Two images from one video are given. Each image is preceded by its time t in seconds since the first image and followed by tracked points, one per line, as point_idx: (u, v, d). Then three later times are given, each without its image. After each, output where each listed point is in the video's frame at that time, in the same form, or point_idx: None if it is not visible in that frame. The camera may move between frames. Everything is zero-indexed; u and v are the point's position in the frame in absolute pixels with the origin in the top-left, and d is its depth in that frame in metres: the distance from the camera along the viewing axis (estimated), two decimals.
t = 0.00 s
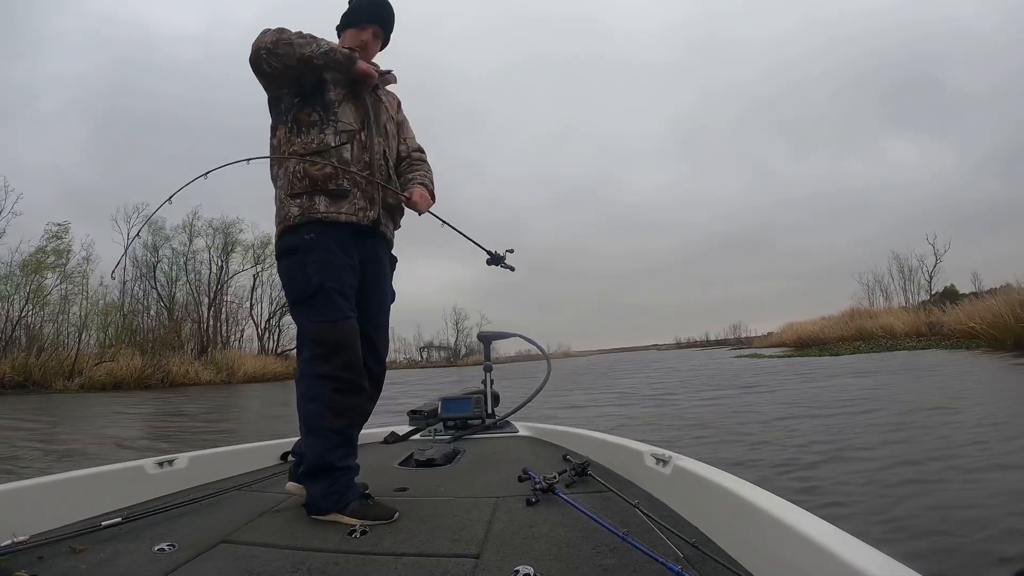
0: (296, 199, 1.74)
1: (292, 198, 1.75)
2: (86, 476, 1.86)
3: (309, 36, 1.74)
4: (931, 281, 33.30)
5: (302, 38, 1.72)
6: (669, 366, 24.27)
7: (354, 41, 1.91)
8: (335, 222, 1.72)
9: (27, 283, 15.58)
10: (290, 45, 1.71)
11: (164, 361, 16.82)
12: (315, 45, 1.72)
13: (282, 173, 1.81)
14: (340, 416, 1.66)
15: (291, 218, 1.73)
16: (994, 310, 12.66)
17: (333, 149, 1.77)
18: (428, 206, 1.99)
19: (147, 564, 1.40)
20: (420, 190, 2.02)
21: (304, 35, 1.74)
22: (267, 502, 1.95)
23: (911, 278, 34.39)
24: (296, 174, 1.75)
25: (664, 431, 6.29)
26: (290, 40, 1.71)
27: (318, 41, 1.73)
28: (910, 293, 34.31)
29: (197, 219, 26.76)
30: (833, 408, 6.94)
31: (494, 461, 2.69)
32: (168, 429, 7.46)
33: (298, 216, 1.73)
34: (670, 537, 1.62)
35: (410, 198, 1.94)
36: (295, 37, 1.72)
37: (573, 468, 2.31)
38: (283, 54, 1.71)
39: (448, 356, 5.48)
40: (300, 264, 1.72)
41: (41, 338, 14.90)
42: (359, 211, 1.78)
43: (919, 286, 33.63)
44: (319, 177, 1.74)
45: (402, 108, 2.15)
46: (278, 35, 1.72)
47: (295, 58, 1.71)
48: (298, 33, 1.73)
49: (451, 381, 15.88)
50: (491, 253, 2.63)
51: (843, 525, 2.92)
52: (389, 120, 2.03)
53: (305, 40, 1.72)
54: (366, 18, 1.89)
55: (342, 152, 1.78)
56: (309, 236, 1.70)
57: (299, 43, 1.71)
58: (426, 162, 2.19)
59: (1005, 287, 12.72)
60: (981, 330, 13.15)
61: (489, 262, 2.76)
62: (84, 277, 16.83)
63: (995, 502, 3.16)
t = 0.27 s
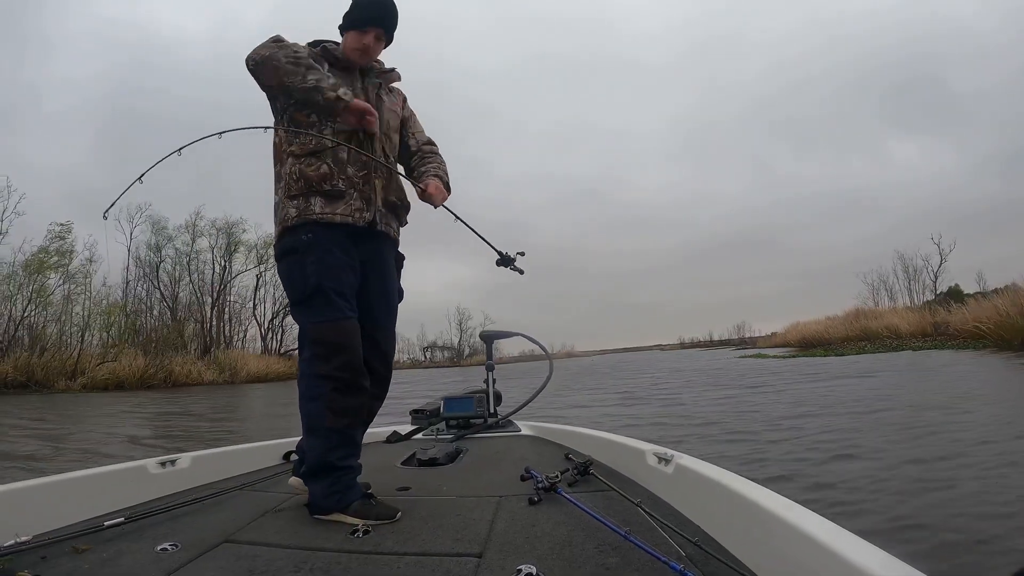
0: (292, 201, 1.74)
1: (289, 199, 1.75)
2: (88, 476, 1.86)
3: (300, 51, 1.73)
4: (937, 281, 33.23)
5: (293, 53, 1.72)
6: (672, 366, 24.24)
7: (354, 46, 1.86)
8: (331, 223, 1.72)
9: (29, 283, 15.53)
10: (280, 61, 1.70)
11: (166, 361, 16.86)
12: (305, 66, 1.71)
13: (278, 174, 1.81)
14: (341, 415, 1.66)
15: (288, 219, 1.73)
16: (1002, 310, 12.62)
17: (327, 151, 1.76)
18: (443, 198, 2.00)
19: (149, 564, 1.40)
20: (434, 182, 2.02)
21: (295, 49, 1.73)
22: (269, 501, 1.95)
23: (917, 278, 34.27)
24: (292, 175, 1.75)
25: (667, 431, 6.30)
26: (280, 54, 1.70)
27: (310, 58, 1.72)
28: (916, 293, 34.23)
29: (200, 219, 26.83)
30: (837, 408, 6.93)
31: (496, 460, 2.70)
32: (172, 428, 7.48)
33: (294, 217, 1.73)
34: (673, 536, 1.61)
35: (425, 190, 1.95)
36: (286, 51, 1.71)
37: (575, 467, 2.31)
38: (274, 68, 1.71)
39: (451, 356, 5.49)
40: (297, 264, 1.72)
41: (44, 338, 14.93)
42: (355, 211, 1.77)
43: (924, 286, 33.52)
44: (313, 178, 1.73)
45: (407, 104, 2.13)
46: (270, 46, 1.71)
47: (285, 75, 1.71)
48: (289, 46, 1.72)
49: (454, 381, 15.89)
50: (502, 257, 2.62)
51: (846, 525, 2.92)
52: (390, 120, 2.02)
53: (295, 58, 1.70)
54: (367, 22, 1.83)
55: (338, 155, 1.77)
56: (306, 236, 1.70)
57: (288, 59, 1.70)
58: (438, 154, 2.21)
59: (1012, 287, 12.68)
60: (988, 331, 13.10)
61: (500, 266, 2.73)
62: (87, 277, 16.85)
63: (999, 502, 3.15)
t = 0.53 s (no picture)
0: (292, 203, 1.76)
1: (289, 202, 1.77)
2: (90, 475, 1.86)
3: (293, 109, 1.66)
4: (942, 280, 33.14)
5: (288, 113, 1.66)
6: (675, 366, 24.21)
7: (356, 51, 1.89)
8: (330, 224, 1.73)
9: (32, 283, 15.70)
10: (274, 126, 1.66)
11: (168, 361, 16.92)
12: (299, 136, 1.64)
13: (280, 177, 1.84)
14: (343, 415, 1.66)
15: (288, 220, 1.75)
16: (1009, 310, 12.56)
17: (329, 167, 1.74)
18: (436, 194, 1.98)
19: (151, 564, 1.40)
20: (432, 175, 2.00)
21: (289, 106, 1.66)
22: (270, 501, 1.95)
23: (921, 278, 34.14)
24: (291, 179, 1.77)
25: (669, 431, 6.30)
26: (274, 118, 1.66)
27: (303, 119, 1.65)
28: (921, 293, 34.11)
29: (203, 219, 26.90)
30: (841, 408, 6.92)
31: (498, 460, 2.70)
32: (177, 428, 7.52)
33: (294, 220, 1.75)
34: (674, 536, 1.62)
35: (417, 183, 1.93)
36: (279, 112, 1.65)
37: (576, 466, 2.31)
38: (270, 131, 1.68)
39: (454, 357, 5.49)
40: (297, 265, 1.72)
41: (46, 338, 15.00)
42: (354, 212, 1.77)
43: (929, 285, 33.40)
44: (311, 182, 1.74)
45: (411, 101, 2.13)
46: (264, 101, 1.67)
47: (281, 142, 1.67)
48: (283, 103, 1.66)
49: (456, 381, 15.91)
50: (499, 232, 2.46)
51: (848, 525, 2.91)
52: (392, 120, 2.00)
53: (288, 123, 1.64)
54: (365, 22, 1.85)
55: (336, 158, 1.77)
56: (305, 236, 1.71)
57: (282, 123, 1.65)
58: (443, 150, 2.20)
59: (1020, 286, 12.62)
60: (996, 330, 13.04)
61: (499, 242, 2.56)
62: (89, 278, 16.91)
63: (1003, 502, 3.14)
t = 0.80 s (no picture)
0: (286, 207, 1.77)
1: (284, 206, 1.78)
2: (91, 474, 1.87)
3: (277, 75, 1.72)
4: (945, 279, 33.07)
5: (271, 79, 1.71)
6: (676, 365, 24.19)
7: (350, 47, 1.89)
8: (323, 224, 1.73)
9: (32, 283, 15.66)
10: (257, 91, 1.71)
11: (169, 361, 16.91)
12: (283, 99, 1.71)
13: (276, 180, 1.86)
14: (340, 415, 1.66)
15: (283, 223, 1.76)
16: (1013, 309, 12.53)
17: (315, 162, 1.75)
18: (435, 193, 1.98)
19: (150, 564, 1.40)
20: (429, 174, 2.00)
21: (271, 75, 1.72)
22: (271, 501, 1.95)
23: (924, 276, 34.09)
24: (285, 182, 1.78)
25: (670, 431, 6.30)
26: (257, 85, 1.71)
27: (286, 82, 1.71)
28: (924, 292, 34.05)
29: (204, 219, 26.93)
30: (842, 408, 6.91)
31: (498, 460, 2.69)
32: (177, 428, 7.53)
33: (289, 222, 1.77)
34: (674, 536, 1.61)
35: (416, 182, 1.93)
36: (262, 78, 1.71)
37: (577, 467, 2.31)
38: (252, 98, 1.72)
39: (455, 357, 5.49)
40: (292, 267, 1.73)
41: (46, 338, 15.01)
42: (346, 213, 1.77)
43: (931, 284, 33.34)
44: (302, 183, 1.74)
45: (409, 99, 2.13)
46: (248, 69, 1.72)
47: (265, 105, 1.72)
48: (265, 71, 1.72)
49: (457, 381, 15.91)
50: (481, 236, 2.46)
51: (850, 525, 2.91)
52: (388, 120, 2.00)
53: (272, 87, 1.71)
54: (360, 21, 1.83)
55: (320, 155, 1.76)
56: (299, 239, 1.72)
57: (266, 89, 1.71)
58: (441, 151, 2.19)
59: None
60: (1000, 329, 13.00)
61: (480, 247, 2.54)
62: (89, 278, 16.91)
63: (1005, 501, 3.13)
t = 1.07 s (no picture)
0: (282, 210, 1.77)
1: (279, 209, 1.78)
2: (91, 474, 1.87)
3: (269, 86, 1.72)
4: (947, 278, 33.05)
5: (264, 92, 1.70)
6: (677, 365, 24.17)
7: (337, 49, 1.90)
8: (318, 226, 1.73)
9: (31, 283, 15.55)
10: (250, 103, 1.69)
11: (169, 361, 16.88)
12: (274, 115, 1.69)
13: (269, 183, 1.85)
14: (337, 415, 1.66)
15: (279, 226, 1.76)
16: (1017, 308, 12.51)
17: (310, 170, 1.75)
18: (426, 202, 2.00)
19: (150, 564, 1.40)
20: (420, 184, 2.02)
21: (264, 85, 1.72)
22: (271, 501, 1.95)
23: (926, 276, 34.02)
24: (279, 186, 1.77)
25: (671, 432, 6.28)
26: (250, 97, 1.69)
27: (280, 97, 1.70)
28: (926, 292, 34.04)
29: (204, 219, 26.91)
30: (844, 408, 6.90)
31: (499, 460, 2.70)
32: (177, 428, 7.51)
33: (285, 225, 1.76)
34: (674, 537, 1.61)
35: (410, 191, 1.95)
36: (255, 89, 1.70)
37: (577, 468, 2.31)
38: (246, 111, 1.71)
39: (455, 357, 5.49)
40: (290, 269, 1.74)
41: (46, 337, 14.99)
42: (342, 213, 1.77)
43: (933, 283, 33.30)
44: (297, 186, 1.74)
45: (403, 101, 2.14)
46: (241, 80, 1.71)
47: (259, 121, 1.72)
48: (259, 82, 1.71)
49: (457, 380, 15.90)
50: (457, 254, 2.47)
51: (851, 526, 2.90)
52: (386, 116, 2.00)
53: (264, 100, 1.69)
54: (345, 21, 1.85)
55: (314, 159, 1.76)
56: (296, 241, 1.72)
57: (258, 102, 1.70)
58: (433, 152, 2.22)
59: None
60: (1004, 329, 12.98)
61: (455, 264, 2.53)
62: (89, 277, 16.86)
63: (1007, 501, 3.13)
